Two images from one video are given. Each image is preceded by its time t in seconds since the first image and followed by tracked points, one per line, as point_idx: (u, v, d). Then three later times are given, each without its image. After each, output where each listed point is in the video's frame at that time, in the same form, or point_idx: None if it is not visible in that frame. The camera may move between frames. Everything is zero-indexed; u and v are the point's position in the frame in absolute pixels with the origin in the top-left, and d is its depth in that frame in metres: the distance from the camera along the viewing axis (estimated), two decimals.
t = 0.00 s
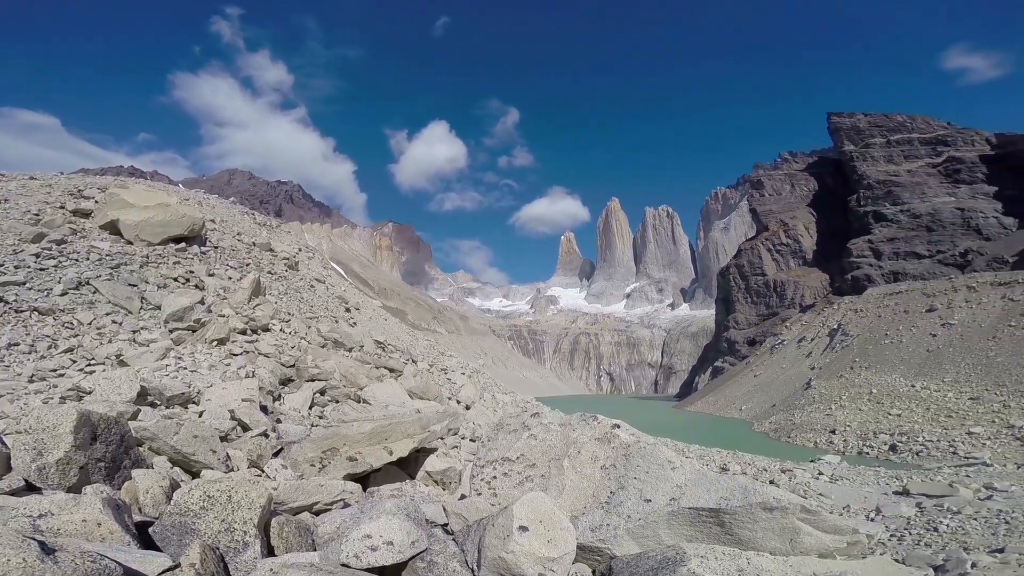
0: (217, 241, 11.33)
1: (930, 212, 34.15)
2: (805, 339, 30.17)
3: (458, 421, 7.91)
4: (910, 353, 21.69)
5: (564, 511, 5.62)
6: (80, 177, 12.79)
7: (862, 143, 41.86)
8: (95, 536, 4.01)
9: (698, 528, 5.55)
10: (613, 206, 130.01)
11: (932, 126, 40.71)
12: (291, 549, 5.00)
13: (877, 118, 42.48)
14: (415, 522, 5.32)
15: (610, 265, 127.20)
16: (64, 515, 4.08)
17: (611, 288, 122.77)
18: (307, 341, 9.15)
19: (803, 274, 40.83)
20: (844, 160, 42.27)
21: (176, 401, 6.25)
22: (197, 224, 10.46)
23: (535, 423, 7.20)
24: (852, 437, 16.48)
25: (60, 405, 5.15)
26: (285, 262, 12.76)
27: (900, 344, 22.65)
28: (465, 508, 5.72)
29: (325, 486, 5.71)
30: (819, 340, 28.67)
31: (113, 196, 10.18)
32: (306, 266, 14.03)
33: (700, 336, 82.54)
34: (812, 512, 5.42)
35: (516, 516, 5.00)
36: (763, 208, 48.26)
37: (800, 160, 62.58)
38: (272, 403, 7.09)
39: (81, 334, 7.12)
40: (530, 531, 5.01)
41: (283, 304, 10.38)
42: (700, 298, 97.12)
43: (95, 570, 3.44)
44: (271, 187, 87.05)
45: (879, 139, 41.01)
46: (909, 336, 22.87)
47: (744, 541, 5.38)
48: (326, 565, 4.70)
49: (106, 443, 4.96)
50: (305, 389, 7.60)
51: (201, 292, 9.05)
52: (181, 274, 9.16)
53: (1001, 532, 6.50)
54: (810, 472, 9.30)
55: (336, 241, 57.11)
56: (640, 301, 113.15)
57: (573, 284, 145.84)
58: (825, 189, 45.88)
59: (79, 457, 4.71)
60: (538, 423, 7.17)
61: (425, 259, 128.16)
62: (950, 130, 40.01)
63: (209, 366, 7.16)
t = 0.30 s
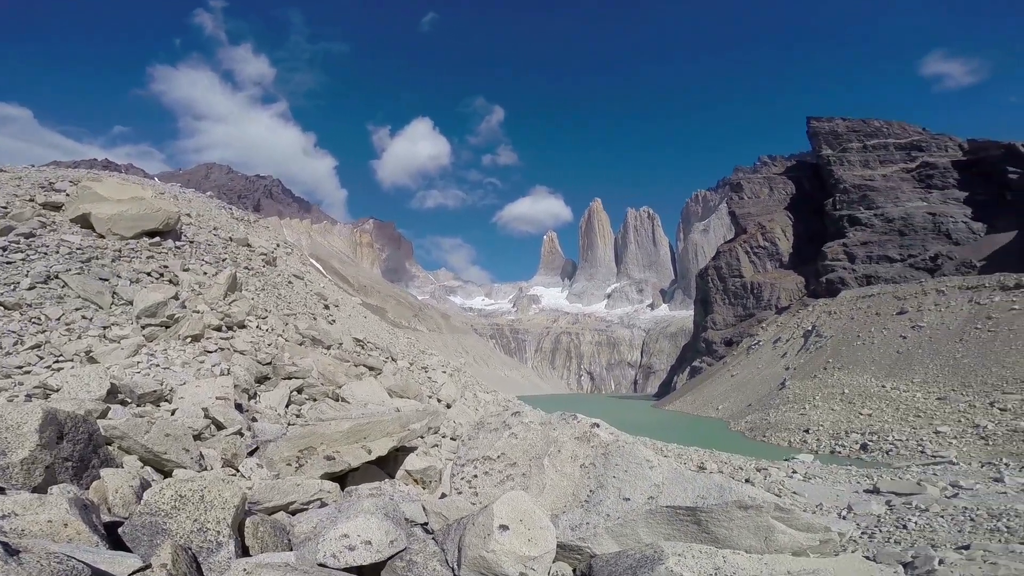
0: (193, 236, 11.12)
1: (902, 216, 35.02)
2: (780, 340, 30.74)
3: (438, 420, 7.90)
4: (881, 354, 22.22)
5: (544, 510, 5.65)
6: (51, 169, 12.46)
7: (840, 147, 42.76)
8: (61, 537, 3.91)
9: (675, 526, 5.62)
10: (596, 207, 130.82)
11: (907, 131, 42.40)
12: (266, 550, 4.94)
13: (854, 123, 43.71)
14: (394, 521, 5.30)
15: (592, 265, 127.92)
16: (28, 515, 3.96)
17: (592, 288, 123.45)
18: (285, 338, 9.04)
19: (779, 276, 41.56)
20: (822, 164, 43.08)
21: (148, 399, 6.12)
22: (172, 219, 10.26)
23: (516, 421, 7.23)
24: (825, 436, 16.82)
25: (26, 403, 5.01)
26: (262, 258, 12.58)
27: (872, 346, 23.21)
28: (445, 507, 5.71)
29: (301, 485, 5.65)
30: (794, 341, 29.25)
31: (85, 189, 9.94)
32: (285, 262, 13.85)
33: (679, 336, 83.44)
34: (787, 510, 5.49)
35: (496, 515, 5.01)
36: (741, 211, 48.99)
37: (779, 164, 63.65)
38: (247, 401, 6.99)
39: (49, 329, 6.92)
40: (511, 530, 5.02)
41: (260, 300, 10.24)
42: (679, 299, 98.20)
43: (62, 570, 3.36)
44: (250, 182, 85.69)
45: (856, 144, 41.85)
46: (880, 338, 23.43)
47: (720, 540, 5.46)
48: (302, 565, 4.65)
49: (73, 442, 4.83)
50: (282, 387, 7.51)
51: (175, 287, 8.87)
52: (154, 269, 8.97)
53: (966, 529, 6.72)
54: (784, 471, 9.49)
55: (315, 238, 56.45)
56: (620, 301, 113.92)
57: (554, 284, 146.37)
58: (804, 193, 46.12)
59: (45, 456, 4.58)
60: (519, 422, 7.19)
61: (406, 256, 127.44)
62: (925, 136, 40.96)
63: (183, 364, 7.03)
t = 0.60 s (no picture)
0: (170, 231, 10.90)
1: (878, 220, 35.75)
2: (758, 340, 31.21)
3: (420, 418, 7.90)
4: (855, 355, 22.67)
5: (527, 509, 5.65)
6: (22, 161, 12.12)
7: (819, 151, 43.39)
8: (29, 537, 3.80)
9: (656, 525, 5.67)
10: (580, 207, 131.39)
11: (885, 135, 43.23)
12: (243, 549, 4.86)
13: (834, 128, 44.33)
14: (375, 520, 5.26)
15: (575, 265, 128.39)
16: None
17: (575, 287, 123.90)
18: (263, 336, 8.90)
19: (758, 278, 42.17)
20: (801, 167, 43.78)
21: (120, 397, 5.99)
22: (148, 213, 10.05)
23: (498, 420, 7.24)
24: (802, 436, 17.09)
25: None
26: (241, 253, 12.39)
27: (847, 347, 23.67)
28: (427, 506, 5.68)
29: (279, 484, 5.57)
30: (771, 341, 29.72)
31: (58, 182, 9.70)
32: (264, 258, 13.65)
33: (661, 336, 84.12)
34: (765, 509, 5.55)
35: (478, 513, 5.02)
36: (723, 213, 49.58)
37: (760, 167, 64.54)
38: (224, 400, 6.87)
39: (18, 325, 6.73)
40: (493, 528, 5.02)
41: (238, 296, 10.08)
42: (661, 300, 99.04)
43: (32, 570, 3.27)
44: (229, 176, 84.35)
45: (835, 149, 42.55)
46: (854, 339, 23.91)
47: (699, 538, 5.50)
48: (281, 564, 4.58)
49: (42, 440, 4.70)
50: (260, 385, 7.40)
51: (150, 283, 8.68)
52: (129, 264, 8.77)
53: (937, 527, 6.90)
54: (762, 470, 9.63)
55: (296, 234, 55.78)
56: (603, 301, 114.47)
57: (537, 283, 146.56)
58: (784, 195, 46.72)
59: (13, 455, 4.44)
60: (502, 421, 7.19)
61: (388, 254, 126.52)
62: (902, 141, 41.76)
63: (157, 361, 6.88)
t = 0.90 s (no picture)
0: (147, 226, 10.68)
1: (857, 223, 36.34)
2: (739, 340, 31.61)
3: (403, 417, 7.88)
4: (833, 355, 23.05)
5: (511, 508, 5.64)
6: None
7: (802, 155, 43.60)
8: None
9: (639, 523, 5.71)
10: (565, 206, 131.79)
11: (866, 139, 43.51)
12: (222, 549, 4.77)
13: (816, 131, 44.45)
14: (358, 520, 5.22)
15: (559, 264, 128.66)
16: None
17: (560, 287, 124.18)
18: (243, 333, 8.75)
19: (740, 279, 42.68)
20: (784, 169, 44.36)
21: (95, 395, 5.85)
22: (125, 208, 9.85)
23: (482, 418, 7.22)
24: (781, 434, 17.33)
25: None
26: (221, 249, 12.19)
27: (825, 347, 24.06)
28: (410, 505, 5.65)
29: (259, 483, 5.47)
30: (752, 341, 30.13)
31: (31, 175, 9.47)
32: (245, 254, 13.44)
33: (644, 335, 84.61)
34: (745, 507, 5.59)
35: (461, 513, 5.01)
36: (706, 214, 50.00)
37: (743, 169, 65.26)
38: (203, 398, 6.73)
39: None
40: (476, 527, 5.02)
41: (217, 293, 9.91)
42: (644, 299, 99.65)
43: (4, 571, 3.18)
44: (210, 172, 83.05)
45: (817, 152, 43.07)
46: (832, 340, 24.31)
47: (681, 536, 5.54)
48: (261, 565, 4.51)
49: (11, 439, 4.55)
50: (239, 383, 7.28)
51: (126, 278, 8.48)
52: (105, 259, 8.57)
53: (912, 525, 7.04)
54: (743, 468, 9.75)
55: (278, 231, 55.05)
56: (587, 301, 114.83)
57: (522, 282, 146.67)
58: (766, 197, 47.18)
59: None
60: (486, 419, 7.18)
61: (372, 251, 125.58)
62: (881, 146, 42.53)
63: (133, 359, 6.73)
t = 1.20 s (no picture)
0: (126, 221, 10.47)
1: (838, 225, 36.90)
2: (722, 339, 31.93)
3: (387, 416, 7.83)
4: (813, 356, 23.39)
5: (497, 508, 5.63)
6: None
7: (785, 157, 44.55)
8: None
9: (623, 521, 5.72)
10: (552, 206, 132.08)
11: (848, 143, 44.71)
12: (202, 549, 4.69)
13: (800, 134, 45.51)
14: (341, 520, 5.17)
15: (545, 263, 128.89)
16: None
17: (546, 285, 124.46)
18: (224, 330, 8.61)
19: (723, 279, 43.11)
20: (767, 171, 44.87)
21: (70, 394, 5.71)
22: (103, 203, 9.66)
23: (467, 417, 7.20)
24: (763, 433, 17.54)
25: None
26: (201, 245, 11.99)
27: (806, 347, 24.42)
28: (395, 504, 5.61)
29: (239, 483, 5.38)
30: (734, 340, 30.48)
31: (6, 168, 9.24)
32: (226, 250, 13.25)
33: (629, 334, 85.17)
34: (727, 505, 5.63)
35: (446, 512, 4.99)
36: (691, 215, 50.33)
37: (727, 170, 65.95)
38: (182, 396, 6.62)
39: None
40: (461, 526, 5.00)
41: (198, 289, 9.75)
42: (629, 299, 100.27)
43: None
44: (191, 166, 81.83)
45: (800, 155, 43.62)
46: (813, 340, 24.66)
47: (665, 534, 5.56)
48: (242, 565, 4.44)
49: None
50: (219, 381, 7.17)
51: (104, 274, 8.31)
52: (82, 254, 8.38)
53: (891, 523, 7.15)
54: (725, 466, 9.84)
55: (261, 226, 54.42)
56: (573, 300, 115.18)
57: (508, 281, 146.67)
58: (749, 199, 47.74)
59: None
60: (471, 418, 7.16)
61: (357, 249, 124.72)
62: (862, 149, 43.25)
63: (110, 356, 6.58)
